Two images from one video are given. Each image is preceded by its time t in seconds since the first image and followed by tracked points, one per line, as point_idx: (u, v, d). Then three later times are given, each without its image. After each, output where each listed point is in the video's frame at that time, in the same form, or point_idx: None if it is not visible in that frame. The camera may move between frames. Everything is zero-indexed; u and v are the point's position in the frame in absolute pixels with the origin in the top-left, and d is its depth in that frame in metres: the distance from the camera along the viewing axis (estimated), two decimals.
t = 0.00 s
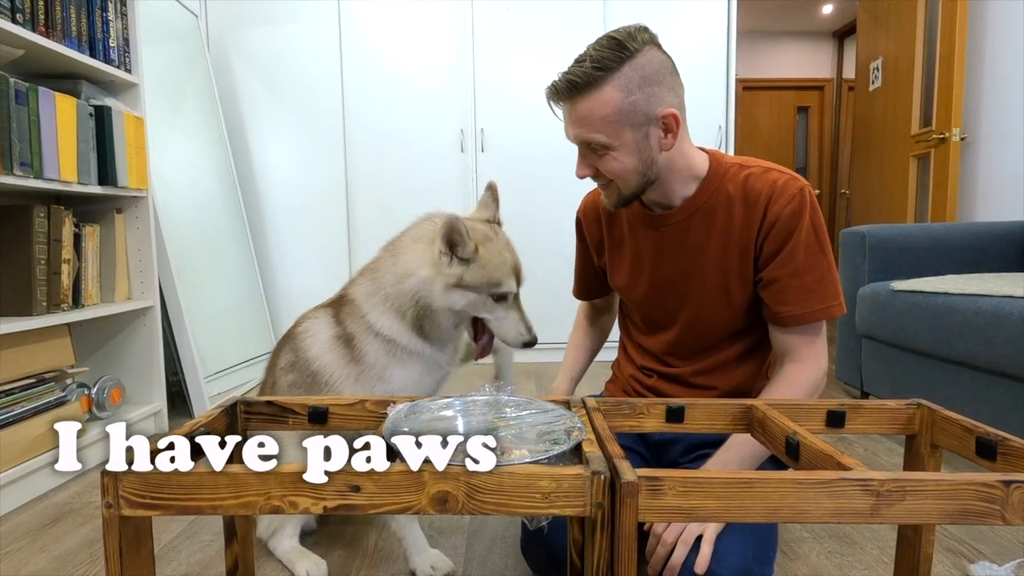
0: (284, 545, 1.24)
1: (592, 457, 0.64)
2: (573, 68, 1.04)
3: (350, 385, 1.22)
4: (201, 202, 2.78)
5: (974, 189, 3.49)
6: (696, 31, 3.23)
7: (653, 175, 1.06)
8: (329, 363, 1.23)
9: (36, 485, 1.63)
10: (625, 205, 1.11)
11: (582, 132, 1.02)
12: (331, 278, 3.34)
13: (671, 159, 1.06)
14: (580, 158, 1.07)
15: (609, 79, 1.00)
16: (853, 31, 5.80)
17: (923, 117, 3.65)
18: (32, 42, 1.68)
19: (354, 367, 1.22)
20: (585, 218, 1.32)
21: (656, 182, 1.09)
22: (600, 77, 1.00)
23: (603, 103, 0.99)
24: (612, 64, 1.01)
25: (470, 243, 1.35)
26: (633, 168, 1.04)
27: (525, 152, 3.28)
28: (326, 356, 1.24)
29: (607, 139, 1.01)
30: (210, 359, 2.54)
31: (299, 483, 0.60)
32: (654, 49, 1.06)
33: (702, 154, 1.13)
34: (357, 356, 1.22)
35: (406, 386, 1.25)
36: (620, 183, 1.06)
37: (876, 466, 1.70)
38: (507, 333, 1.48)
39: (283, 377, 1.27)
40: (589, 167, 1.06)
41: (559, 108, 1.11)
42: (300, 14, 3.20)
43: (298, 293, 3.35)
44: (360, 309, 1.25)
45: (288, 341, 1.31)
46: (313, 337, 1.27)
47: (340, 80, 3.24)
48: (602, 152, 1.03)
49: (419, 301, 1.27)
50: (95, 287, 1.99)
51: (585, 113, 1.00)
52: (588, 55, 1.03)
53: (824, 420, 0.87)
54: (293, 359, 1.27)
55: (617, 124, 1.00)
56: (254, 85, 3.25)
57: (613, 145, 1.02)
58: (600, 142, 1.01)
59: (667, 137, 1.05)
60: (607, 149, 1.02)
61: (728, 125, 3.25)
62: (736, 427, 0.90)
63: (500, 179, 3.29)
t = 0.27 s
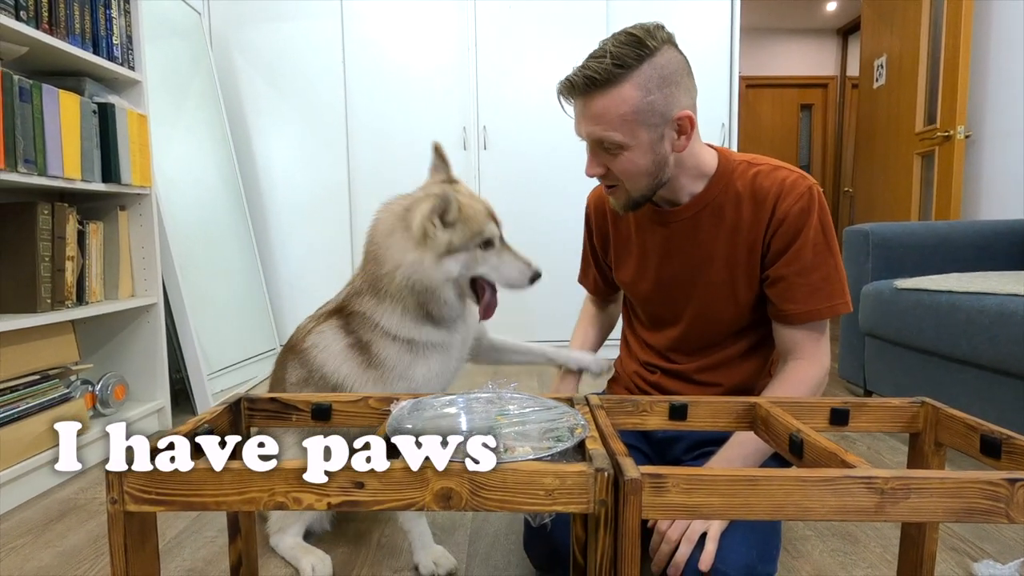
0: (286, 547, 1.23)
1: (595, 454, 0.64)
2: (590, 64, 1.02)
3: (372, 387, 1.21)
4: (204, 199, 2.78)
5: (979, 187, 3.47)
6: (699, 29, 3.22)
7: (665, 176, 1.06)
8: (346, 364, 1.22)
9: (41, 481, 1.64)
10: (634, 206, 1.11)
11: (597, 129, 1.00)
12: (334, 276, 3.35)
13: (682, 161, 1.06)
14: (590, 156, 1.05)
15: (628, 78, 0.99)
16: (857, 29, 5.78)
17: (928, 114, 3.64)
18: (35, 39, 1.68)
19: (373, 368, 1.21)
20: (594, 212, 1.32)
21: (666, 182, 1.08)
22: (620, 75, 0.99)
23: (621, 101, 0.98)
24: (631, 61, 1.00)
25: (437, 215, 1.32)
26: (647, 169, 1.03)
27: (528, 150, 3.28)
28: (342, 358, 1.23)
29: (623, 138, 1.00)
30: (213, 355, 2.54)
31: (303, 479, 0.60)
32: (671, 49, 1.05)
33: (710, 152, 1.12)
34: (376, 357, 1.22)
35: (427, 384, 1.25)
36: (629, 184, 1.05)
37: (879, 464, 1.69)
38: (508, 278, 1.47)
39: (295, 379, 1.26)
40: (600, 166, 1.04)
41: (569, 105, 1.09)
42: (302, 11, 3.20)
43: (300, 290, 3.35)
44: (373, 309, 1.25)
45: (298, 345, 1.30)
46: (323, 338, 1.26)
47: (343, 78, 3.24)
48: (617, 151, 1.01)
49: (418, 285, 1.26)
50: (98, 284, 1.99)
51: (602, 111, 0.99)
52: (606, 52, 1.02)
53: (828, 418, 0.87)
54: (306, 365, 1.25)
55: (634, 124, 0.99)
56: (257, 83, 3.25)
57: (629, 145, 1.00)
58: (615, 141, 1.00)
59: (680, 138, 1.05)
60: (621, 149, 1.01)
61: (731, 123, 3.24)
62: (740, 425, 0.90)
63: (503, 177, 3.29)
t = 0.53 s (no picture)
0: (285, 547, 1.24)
1: (595, 456, 0.64)
2: (603, 53, 1.02)
3: (370, 383, 1.20)
4: (203, 200, 2.78)
5: (978, 189, 3.48)
6: (699, 31, 3.22)
7: (671, 171, 1.05)
8: (345, 361, 1.22)
9: (40, 482, 1.63)
10: (636, 199, 1.10)
11: (606, 119, 1.00)
12: (333, 277, 3.34)
13: (689, 157, 1.06)
14: (598, 146, 1.05)
15: (641, 70, 0.99)
16: (856, 30, 5.78)
17: (927, 116, 3.65)
18: (35, 40, 1.68)
19: (372, 363, 1.21)
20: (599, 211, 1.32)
21: (671, 178, 1.08)
22: (632, 66, 0.99)
23: (632, 93, 0.98)
24: (645, 53, 1.00)
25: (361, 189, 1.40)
26: (653, 162, 1.03)
27: (528, 151, 3.28)
28: (340, 357, 1.23)
29: (631, 129, 0.99)
30: (212, 356, 2.54)
31: (302, 481, 0.60)
32: (685, 44, 1.05)
33: (717, 152, 1.12)
34: (375, 352, 1.21)
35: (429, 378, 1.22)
36: (634, 177, 1.05)
37: (879, 466, 1.69)
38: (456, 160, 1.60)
39: (295, 379, 1.26)
40: (607, 156, 1.04)
41: (580, 95, 1.09)
42: (302, 12, 3.20)
43: (300, 291, 3.35)
44: (370, 306, 1.26)
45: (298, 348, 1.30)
46: (324, 340, 1.27)
47: (343, 79, 3.24)
48: (624, 142, 1.01)
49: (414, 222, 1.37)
50: (98, 284, 1.99)
51: (612, 100, 0.99)
52: (620, 42, 1.02)
53: (827, 420, 0.87)
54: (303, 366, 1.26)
55: (643, 115, 0.98)
56: (257, 84, 3.25)
57: (636, 136, 1.00)
58: (623, 132, 1.00)
59: (689, 134, 1.04)
60: (629, 140, 1.00)
61: (731, 124, 3.25)
62: (739, 427, 0.90)
63: (503, 178, 3.29)
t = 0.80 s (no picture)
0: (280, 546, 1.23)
1: (597, 458, 0.64)
2: (621, 47, 1.03)
3: (365, 384, 1.21)
4: (205, 200, 2.79)
5: (980, 192, 3.47)
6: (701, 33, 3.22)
7: (681, 168, 1.05)
8: (337, 365, 1.22)
9: (42, 483, 1.64)
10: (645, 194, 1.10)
11: (619, 112, 1.01)
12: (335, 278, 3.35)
13: (701, 155, 1.06)
14: (609, 139, 1.05)
15: (656, 65, 1.00)
16: (858, 33, 5.78)
17: (929, 119, 3.64)
18: (41, 42, 1.69)
19: (364, 365, 1.21)
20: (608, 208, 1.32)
21: (682, 175, 1.08)
22: (648, 60, 1.00)
23: (646, 87, 0.99)
24: (661, 48, 1.01)
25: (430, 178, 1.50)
26: (663, 158, 1.03)
27: (530, 153, 3.28)
28: (332, 361, 1.22)
29: (643, 124, 1.00)
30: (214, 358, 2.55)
31: (305, 482, 0.60)
32: (703, 42, 1.05)
33: (730, 153, 1.12)
34: (367, 352, 1.21)
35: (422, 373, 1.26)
36: (644, 172, 1.04)
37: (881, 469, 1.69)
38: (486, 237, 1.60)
39: (277, 385, 1.23)
40: (618, 150, 1.04)
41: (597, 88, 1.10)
42: (305, 14, 3.21)
43: (301, 292, 3.36)
44: (359, 304, 1.24)
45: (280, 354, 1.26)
46: (309, 344, 1.24)
47: (345, 80, 3.24)
48: (635, 136, 1.01)
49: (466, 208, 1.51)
50: (100, 285, 2.00)
51: (626, 93, 1.00)
52: (638, 37, 1.03)
53: (830, 423, 0.87)
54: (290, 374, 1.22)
55: (655, 110, 0.99)
56: (260, 86, 3.26)
57: (648, 131, 1.00)
58: (634, 125, 1.00)
59: (701, 132, 1.04)
60: (640, 134, 1.01)
61: (732, 127, 3.25)
62: (741, 430, 0.90)
63: (505, 179, 3.29)
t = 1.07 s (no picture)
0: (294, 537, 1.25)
1: (598, 456, 0.64)
2: (629, 56, 1.01)
3: (370, 378, 1.28)
4: (205, 199, 2.78)
5: (981, 189, 3.47)
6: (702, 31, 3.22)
7: (693, 173, 1.05)
8: (348, 353, 1.29)
9: (44, 481, 1.64)
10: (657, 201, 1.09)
11: (631, 123, 0.99)
12: (335, 277, 3.35)
13: (712, 158, 1.06)
14: (621, 149, 1.03)
15: (667, 74, 0.98)
16: (859, 30, 5.77)
17: (930, 116, 3.64)
18: (41, 41, 1.69)
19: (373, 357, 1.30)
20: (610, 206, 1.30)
21: (693, 179, 1.07)
22: (659, 70, 0.98)
23: (658, 98, 0.97)
24: (671, 57, 0.99)
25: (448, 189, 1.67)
26: (676, 164, 1.02)
27: (531, 151, 3.28)
28: (344, 350, 1.30)
29: (656, 133, 0.99)
30: (215, 356, 2.55)
31: (305, 480, 0.60)
32: (710, 46, 1.04)
33: (737, 152, 1.12)
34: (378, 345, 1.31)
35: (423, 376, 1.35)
36: (657, 180, 1.04)
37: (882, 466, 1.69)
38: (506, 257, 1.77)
39: (287, 369, 1.27)
40: (630, 160, 1.03)
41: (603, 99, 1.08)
42: (305, 13, 3.21)
43: (302, 291, 3.36)
44: (378, 303, 1.37)
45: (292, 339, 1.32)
46: (323, 334, 1.31)
47: (345, 79, 3.24)
48: (648, 146, 1.00)
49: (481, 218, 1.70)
50: (101, 284, 2.00)
51: (638, 104, 0.98)
52: (646, 46, 1.01)
53: (831, 420, 0.87)
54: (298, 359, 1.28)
55: (669, 120, 0.98)
56: (260, 85, 3.26)
57: (661, 140, 0.99)
58: (648, 136, 0.99)
59: (713, 137, 1.04)
60: (654, 143, 1.00)
61: (733, 124, 3.24)
62: (742, 427, 0.90)
63: (505, 177, 3.29)
